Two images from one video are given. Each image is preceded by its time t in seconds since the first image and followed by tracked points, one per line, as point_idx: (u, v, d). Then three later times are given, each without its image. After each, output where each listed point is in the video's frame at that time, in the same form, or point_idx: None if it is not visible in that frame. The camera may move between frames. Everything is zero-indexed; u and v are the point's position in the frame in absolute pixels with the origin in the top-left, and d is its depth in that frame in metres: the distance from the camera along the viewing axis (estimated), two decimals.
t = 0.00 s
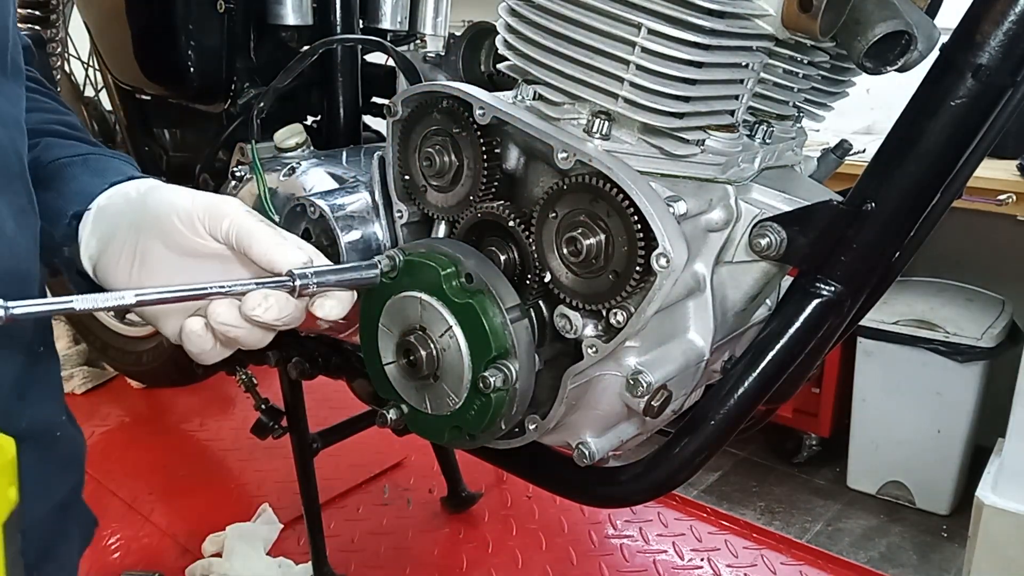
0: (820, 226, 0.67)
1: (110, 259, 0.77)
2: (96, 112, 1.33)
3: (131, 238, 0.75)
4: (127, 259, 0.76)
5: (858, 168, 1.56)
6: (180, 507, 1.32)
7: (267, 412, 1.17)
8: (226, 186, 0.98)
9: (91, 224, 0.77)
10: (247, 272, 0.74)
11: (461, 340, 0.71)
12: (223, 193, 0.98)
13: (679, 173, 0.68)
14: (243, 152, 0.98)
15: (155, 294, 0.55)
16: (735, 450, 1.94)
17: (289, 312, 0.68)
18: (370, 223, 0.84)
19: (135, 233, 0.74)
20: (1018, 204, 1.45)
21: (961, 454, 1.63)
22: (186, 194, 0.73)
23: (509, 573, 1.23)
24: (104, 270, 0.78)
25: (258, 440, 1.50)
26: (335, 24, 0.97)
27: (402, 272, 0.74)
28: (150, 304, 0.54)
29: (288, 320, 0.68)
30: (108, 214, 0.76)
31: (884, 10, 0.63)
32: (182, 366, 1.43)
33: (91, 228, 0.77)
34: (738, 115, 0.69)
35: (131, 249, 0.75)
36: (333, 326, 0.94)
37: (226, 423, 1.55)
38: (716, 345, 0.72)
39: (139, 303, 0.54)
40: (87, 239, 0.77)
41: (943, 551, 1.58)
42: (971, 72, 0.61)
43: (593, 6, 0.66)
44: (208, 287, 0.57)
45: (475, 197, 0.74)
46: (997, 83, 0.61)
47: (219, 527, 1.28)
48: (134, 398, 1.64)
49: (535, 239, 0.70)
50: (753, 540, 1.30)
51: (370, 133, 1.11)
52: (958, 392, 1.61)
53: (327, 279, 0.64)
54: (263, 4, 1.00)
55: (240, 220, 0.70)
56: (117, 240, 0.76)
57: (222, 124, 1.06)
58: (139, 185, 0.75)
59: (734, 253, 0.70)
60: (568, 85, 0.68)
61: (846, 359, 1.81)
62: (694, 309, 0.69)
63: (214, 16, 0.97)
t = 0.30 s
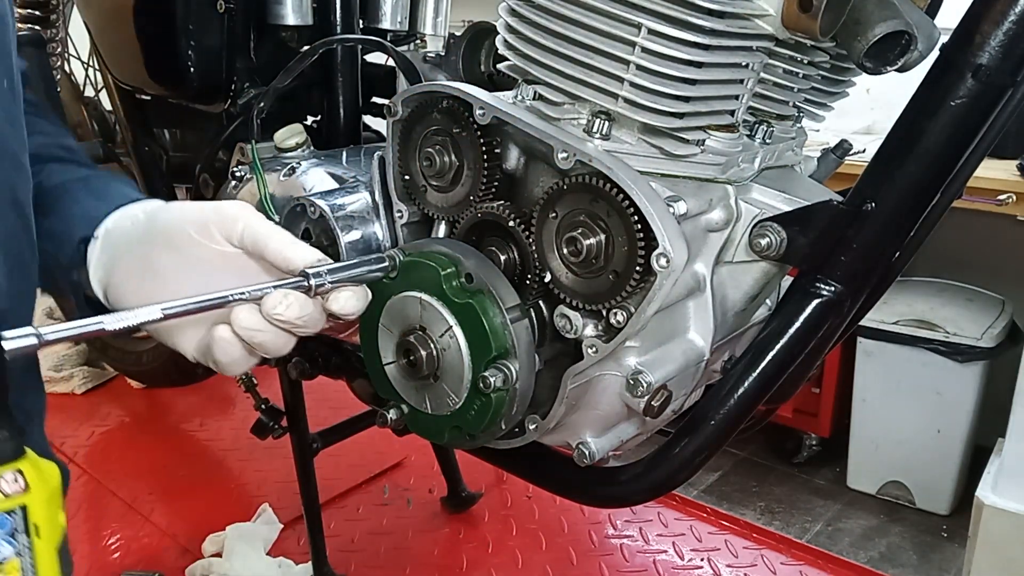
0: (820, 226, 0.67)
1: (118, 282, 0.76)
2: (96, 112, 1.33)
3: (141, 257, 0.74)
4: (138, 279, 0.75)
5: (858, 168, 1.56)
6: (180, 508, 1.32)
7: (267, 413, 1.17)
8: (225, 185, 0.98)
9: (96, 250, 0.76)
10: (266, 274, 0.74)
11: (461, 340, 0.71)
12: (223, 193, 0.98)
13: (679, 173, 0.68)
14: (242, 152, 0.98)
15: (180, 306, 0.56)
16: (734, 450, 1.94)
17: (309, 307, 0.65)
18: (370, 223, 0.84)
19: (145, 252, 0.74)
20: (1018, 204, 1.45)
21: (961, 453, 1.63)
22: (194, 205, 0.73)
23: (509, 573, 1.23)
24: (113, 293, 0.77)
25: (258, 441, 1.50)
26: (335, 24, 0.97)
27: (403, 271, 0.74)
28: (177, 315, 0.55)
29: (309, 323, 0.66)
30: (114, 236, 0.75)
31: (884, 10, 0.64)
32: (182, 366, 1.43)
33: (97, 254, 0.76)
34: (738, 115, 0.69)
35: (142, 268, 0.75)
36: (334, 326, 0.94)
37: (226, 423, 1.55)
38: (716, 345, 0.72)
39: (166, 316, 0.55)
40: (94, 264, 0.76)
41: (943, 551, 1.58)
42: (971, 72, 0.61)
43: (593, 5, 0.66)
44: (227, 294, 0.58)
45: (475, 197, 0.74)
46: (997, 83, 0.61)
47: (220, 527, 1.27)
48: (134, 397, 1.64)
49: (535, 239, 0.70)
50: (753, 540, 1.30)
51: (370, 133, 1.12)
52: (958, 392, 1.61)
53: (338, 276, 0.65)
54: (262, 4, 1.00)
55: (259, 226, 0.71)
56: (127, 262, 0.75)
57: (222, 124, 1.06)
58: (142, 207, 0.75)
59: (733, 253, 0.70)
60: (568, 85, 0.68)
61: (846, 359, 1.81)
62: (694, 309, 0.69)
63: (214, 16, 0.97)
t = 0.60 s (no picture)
0: (819, 226, 0.67)
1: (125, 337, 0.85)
2: (97, 112, 1.33)
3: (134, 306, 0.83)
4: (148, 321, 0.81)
5: (858, 168, 1.56)
6: (181, 507, 1.32)
7: (267, 413, 1.17)
8: (225, 185, 0.98)
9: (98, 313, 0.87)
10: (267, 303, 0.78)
11: (461, 340, 0.71)
12: (222, 193, 0.98)
13: (679, 173, 0.68)
14: (242, 152, 0.98)
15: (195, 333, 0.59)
16: (734, 450, 1.94)
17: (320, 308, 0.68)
18: (370, 223, 0.84)
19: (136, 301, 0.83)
20: (1018, 205, 1.45)
21: (961, 453, 1.63)
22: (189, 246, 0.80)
23: (509, 573, 1.23)
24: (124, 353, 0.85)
25: (258, 441, 1.50)
26: (335, 24, 0.97)
27: (403, 272, 0.74)
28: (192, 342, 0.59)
29: (325, 330, 0.70)
30: (114, 297, 0.87)
31: (884, 10, 0.64)
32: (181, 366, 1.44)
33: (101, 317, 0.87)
34: (738, 115, 0.69)
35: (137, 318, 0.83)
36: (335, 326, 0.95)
37: (225, 423, 1.55)
38: (716, 345, 0.72)
39: (183, 345, 0.58)
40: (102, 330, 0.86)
41: (943, 551, 1.58)
42: (971, 72, 0.61)
43: (593, 5, 0.66)
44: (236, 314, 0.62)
45: (475, 197, 0.74)
46: (997, 83, 0.61)
47: (220, 526, 1.27)
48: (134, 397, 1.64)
49: (535, 238, 0.71)
50: (753, 540, 1.30)
51: (370, 133, 1.12)
52: (958, 393, 1.61)
53: (343, 276, 0.68)
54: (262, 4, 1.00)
55: (219, 248, 0.77)
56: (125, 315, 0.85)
57: (222, 125, 1.06)
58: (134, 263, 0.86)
59: (734, 253, 0.70)
60: (568, 85, 0.68)
61: (845, 359, 1.81)
62: (694, 309, 0.69)
63: (214, 16, 0.97)
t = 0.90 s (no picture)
0: (820, 226, 0.67)
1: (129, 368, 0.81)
2: (97, 112, 1.33)
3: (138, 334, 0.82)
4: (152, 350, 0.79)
5: (858, 168, 1.56)
6: (180, 508, 1.32)
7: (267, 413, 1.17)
8: (225, 185, 0.98)
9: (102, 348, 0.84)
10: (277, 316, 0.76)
11: (461, 340, 0.71)
12: (222, 193, 0.98)
13: (679, 173, 0.68)
14: (242, 152, 0.98)
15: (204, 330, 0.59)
16: (734, 450, 1.94)
17: (327, 292, 0.66)
18: (370, 223, 0.84)
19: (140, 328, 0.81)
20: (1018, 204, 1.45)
21: (961, 453, 1.63)
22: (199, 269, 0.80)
23: (508, 573, 1.23)
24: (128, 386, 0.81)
25: (258, 440, 1.50)
26: (336, 24, 0.97)
27: (403, 272, 0.74)
28: (202, 339, 0.59)
29: (333, 318, 0.67)
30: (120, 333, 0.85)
31: (884, 10, 0.64)
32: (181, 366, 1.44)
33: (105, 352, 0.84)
34: (737, 115, 0.69)
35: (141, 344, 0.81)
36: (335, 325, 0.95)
37: (226, 423, 1.55)
38: (716, 345, 0.72)
39: (194, 342, 0.58)
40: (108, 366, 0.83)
41: (943, 551, 1.58)
42: (971, 71, 0.61)
43: (593, 5, 0.66)
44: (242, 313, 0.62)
45: (475, 197, 0.74)
46: (997, 83, 0.61)
47: (220, 526, 1.27)
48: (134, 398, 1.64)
49: (535, 238, 0.71)
50: (753, 540, 1.30)
51: (370, 133, 1.12)
52: (958, 393, 1.61)
53: (348, 275, 0.68)
54: (262, 4, 1.00)
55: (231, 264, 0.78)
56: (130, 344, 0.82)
57: (221, 124, 1.06)
58: (140, 296, 0.86)
59: (734, 253, 0.70)
60: (568, 85, 0.68)
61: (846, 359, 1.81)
62: (694, 309, 0.69)
63: (214, 15, 0.97)
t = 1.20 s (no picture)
0: (820, 226, 0.67)
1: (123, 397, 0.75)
2: (96, 112, 1.33)
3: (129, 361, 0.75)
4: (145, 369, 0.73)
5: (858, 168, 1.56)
6: (180, 508, 1.32)
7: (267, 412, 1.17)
8: (225, 185, 0.98)
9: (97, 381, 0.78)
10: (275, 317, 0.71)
11: (461, 340, 0.71)
12: (222, 193, 0.98)
13: (679, 173, 0.68)
14: (242, 152, 0.98)
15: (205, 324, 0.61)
16: (734, 450, 1.94)
17: (310, 282, 0.64)
18: (370, 223, 0.84)
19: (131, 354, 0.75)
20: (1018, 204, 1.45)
21: (961, 453, 1.63)
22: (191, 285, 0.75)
23: (508, 573, 1.23)
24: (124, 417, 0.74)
25: (258, 441, 1.50)
26: (336, 24, 0.97)
27: (403, 272, 0.74)
28: (207, 330, 0.61)
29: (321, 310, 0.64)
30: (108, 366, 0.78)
31: (884, 10, 0.64)
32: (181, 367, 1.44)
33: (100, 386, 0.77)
34: (737, 115, 0.69)
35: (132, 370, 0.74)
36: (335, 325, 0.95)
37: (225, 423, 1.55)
38: (716, 345, 0.72)
39: (200, 332, 0.61)
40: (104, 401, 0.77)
41: (943, 551, 1.58)
42: (971, 72, 0.61)
43: (594, 5, 0.66)
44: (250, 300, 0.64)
45: (475, 196, 0.74)
46: (997, 83, 0.61)
47: (220, 526, 1.28)
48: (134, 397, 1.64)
49: (535, 239, 0.71)
50: (753, 540, 1.30)
51: (370, 133, 1.12)
52: (958, 392, 1.61)
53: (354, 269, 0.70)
54: (263, 4, 1.00)
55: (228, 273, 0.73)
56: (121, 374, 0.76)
57: (221, 124, 1.06)
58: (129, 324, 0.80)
59: (734, 253, 0.70)
60: (568, 85, 0.68)
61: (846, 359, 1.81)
62: (694, 309, 0.69)
63: (214, 16, 0.97)
